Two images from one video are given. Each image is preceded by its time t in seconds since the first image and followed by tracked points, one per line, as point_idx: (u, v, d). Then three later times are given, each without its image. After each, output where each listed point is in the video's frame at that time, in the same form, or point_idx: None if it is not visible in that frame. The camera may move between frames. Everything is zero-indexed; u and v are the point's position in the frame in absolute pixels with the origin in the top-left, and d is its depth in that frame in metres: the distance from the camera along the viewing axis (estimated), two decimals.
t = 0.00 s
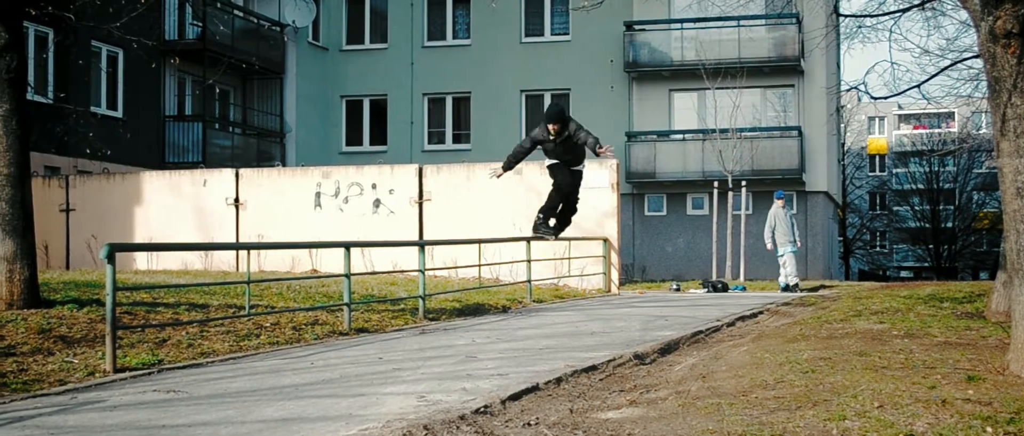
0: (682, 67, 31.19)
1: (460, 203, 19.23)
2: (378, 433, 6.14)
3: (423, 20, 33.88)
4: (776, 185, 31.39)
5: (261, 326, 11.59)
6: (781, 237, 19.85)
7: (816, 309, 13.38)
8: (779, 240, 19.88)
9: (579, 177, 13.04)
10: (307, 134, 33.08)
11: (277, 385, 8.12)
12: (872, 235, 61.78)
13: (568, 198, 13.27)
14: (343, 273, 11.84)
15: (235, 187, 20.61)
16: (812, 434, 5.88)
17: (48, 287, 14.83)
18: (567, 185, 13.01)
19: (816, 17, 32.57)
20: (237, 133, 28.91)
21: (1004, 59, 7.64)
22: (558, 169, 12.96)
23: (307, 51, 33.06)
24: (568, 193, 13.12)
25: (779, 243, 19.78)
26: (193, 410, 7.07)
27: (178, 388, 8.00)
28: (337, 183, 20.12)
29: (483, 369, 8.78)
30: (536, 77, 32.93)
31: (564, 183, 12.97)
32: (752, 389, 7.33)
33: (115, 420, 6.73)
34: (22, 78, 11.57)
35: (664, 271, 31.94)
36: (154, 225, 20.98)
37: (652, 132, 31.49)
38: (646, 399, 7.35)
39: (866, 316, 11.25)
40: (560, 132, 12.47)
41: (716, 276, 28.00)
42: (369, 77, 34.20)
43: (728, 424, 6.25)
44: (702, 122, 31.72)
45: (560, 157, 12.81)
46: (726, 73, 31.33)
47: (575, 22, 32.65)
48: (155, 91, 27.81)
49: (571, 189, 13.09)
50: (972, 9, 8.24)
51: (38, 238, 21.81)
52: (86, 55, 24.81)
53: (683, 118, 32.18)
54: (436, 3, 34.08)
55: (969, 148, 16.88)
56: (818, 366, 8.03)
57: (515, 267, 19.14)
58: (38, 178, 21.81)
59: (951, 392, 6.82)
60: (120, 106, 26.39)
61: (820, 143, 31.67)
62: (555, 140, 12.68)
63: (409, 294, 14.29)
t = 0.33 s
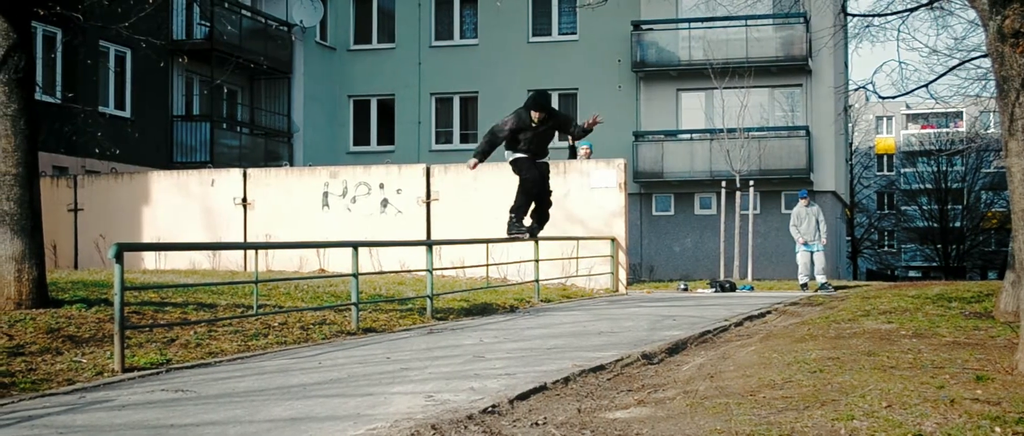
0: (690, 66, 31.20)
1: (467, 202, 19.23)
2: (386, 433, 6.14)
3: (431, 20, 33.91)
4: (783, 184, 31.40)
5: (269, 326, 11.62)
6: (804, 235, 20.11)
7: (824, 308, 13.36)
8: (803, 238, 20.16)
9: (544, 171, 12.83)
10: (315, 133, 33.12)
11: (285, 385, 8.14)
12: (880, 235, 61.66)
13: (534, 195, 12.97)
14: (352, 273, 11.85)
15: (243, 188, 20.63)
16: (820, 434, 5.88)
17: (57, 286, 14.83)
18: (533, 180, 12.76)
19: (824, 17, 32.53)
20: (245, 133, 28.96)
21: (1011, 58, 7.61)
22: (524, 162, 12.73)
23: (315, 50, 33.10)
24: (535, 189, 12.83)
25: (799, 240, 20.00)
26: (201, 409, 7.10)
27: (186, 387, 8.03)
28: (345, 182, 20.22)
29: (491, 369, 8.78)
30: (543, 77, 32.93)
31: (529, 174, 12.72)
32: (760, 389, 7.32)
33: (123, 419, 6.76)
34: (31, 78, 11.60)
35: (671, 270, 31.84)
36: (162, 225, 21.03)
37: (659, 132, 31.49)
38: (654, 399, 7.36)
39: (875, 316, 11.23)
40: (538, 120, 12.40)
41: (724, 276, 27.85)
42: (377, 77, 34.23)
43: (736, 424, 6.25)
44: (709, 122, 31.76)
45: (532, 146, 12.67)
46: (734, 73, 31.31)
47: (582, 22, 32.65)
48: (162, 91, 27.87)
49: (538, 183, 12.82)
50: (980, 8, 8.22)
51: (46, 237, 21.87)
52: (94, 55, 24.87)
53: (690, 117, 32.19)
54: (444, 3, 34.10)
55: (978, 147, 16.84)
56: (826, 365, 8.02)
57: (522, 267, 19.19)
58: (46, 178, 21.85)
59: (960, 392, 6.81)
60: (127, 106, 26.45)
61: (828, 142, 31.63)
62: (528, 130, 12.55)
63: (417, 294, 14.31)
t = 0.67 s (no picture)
0: (705, 66, 31.13)
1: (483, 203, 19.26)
2: (402, 433, 6.16)
3: (446, 20, 33.94)
4: (798, 184, 31.31)
5: (284, 325, 11.66)
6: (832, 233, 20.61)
7: (840, 308, 13.32)
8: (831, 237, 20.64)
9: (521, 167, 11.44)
10: (330, 133, 33.22)
11: (300, 384, 8.18)
12: (896, 235, 61.40)
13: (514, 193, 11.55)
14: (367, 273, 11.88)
15: (258, 188, 20.72)
16: (837, 434, 5.88)
17: (73, 287, 14.84)
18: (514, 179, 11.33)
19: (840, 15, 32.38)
20: (261, 133, 29.11)
21: None
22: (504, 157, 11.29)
23: (330, 50, 33.21)
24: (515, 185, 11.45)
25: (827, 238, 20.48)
26: (217, 409, 7.14)
27: (202, 387, 8.08)
28: (360, 183, 20.19)
29: (506, 369, 8.80)
30: (558, 77, 32.94)
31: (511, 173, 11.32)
32: (776, 389, 7.33)
33: (139, 419, 6.80)
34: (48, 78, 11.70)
35: (687, 270, 31.74)
36: (177, 225, 21.12)
37: (675, 132, 31.44)
38: (669, 399, 7.37)
39: (891, 316, 11.21)
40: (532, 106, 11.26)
41: (740, 277, 27.78)
42: (392, 77, 34.28)
43: (752, 424, 6.25)
44: (724, 122, 31.71)
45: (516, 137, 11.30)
46: (750, 73, 31.22)
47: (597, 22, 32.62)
48: (178, 91, 28.00)
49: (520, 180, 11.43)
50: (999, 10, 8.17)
51: (63, 237, 21.98)
52: (110, 55, 24.99)
53: (705, 117, 32.13)
54: (459, 3, 34.13)
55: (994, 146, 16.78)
56: (843, 365, 8.01)
57: (538, 267, 19.21)
58: (63, 178, 21.96)
59: (977, 392, 6.80)
60: (143, 107, 26.58)
61: (843, 142, 31.58)
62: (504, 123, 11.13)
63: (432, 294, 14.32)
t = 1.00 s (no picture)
0: (731, 65, 31.05)
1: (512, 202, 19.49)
2: (428, 432, 6.19)
3: (471, 20, 34.00)
4: (825, 184, 31.17)
5: (310, 325, 11.72)
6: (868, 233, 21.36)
7: (866, 308, 13.25)
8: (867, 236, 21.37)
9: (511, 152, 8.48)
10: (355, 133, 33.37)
11: (327, 383, 8.24)
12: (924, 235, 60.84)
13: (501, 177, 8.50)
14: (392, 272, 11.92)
15: (284, 187, 20.82)
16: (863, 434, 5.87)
17: (100, 286, 14.84)
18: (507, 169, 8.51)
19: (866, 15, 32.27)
20: (287, 132, 29.31)
21: None
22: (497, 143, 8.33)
23: (355, 51, 33.38)
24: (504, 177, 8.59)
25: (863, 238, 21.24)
26: (244, 407, 7.20)
27: (229, 385, 8.16)
28: (386, 182, 20.29)
29: (532, 368, 8.83)
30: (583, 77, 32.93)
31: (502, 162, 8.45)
32: (802, 389, 7.31)
33: (166, 417, 6.88)
34: (74, 78, 11.81)
35: (712, 269, 31.67)
36: (204, 224, 21.27)
37: (700, 131, 31.37)
38: (695, 398, 7.37)
39: (918, 316, 11.15)
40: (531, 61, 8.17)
41: (766, 276, 27.67)
42: (417, 77, 34.37)
43: (778, 424, 6.25)
44: (750, 121, 31.58)
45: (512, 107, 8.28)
46: (776, 72, 31.11)
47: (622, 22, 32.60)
48: (204, 91, 28.20)
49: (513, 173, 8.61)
50: None
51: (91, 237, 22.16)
52: (137, 55, 25.19)
53: (731, 117, 32.05)
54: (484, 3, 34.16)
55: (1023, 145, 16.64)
56: (869, 365, 7.98)
57: (563, 266, 19.24)
58: (90, 177, 22.15)
59: (1005, 392, 6.76)
60: (170, 107, 26.77)
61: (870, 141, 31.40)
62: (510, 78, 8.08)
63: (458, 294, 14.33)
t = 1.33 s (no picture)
0: (757, 64, 31.00)
1: (537, 201, 19.57)
2: (454, 432, 6.21)
3: (496, 19, 34.02)
4: (852, 183, 30.98)
5: (337, 324, 11.80)
6: (906, 233, 21.17)
7: (893, 307, 13.16)
8: (905, 237, 21.19)
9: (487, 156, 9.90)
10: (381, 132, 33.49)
11: (354, 382, 8.29)
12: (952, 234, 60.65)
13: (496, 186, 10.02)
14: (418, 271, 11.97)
15: (310, 186, 20.92)
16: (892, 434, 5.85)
17: (129, 286, 14.95)
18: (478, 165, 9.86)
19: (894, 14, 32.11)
20: (313, 132, 29.47)
21: None
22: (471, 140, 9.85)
23: (381, 50, 33.48)
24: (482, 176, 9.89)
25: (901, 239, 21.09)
26: (271, 406, 7.27)
27: (257, 384, 8.22)
28: (412, 181, 20.37)
29: (559, 367, 8.85)
30: (609, 75, 32.89)
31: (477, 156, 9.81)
32: (830, 389, 7.28)
33: (195, 415, 6.95)
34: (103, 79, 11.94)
35: (740, 269, 31.60)
36: (232, 224, 21.42)
37: (727, 129, 31.23)
38: (722, 398, 7.35)
39: (946, 315, 11.07)
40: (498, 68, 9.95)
41: (793, 275, 27.55)
42: (442, 76, 34.43)
43: (806, 424, 6.24)
44: (777, 119, 31.47)
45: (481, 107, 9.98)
46: (802, 70, 31.05)
47: (648, 20, 32.52)
48: (232, 91, 28.41)
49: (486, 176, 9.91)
50: None
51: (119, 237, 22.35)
52: (164, 55, 25.39)
53: (758, 115, 31.93)
54: (509, 2, 34.18)
55: None
56: (898, 365, 7.95)
57: (590, 265, 19.25)
58: (119, 177, 22.33)
59: None
60: (198, 107, 26.97)
61: (898, 139, 31.16)
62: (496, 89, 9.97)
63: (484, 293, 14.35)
